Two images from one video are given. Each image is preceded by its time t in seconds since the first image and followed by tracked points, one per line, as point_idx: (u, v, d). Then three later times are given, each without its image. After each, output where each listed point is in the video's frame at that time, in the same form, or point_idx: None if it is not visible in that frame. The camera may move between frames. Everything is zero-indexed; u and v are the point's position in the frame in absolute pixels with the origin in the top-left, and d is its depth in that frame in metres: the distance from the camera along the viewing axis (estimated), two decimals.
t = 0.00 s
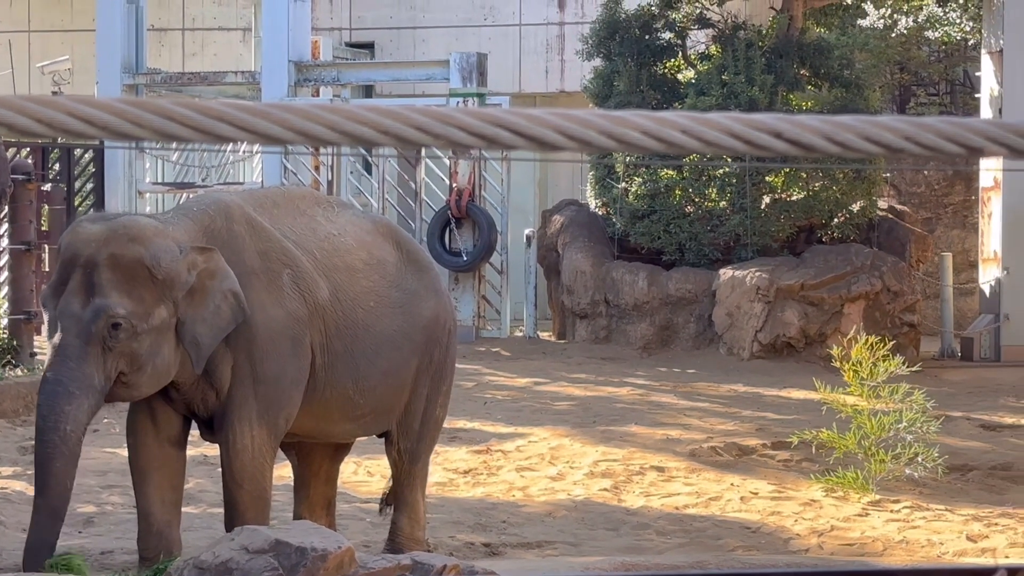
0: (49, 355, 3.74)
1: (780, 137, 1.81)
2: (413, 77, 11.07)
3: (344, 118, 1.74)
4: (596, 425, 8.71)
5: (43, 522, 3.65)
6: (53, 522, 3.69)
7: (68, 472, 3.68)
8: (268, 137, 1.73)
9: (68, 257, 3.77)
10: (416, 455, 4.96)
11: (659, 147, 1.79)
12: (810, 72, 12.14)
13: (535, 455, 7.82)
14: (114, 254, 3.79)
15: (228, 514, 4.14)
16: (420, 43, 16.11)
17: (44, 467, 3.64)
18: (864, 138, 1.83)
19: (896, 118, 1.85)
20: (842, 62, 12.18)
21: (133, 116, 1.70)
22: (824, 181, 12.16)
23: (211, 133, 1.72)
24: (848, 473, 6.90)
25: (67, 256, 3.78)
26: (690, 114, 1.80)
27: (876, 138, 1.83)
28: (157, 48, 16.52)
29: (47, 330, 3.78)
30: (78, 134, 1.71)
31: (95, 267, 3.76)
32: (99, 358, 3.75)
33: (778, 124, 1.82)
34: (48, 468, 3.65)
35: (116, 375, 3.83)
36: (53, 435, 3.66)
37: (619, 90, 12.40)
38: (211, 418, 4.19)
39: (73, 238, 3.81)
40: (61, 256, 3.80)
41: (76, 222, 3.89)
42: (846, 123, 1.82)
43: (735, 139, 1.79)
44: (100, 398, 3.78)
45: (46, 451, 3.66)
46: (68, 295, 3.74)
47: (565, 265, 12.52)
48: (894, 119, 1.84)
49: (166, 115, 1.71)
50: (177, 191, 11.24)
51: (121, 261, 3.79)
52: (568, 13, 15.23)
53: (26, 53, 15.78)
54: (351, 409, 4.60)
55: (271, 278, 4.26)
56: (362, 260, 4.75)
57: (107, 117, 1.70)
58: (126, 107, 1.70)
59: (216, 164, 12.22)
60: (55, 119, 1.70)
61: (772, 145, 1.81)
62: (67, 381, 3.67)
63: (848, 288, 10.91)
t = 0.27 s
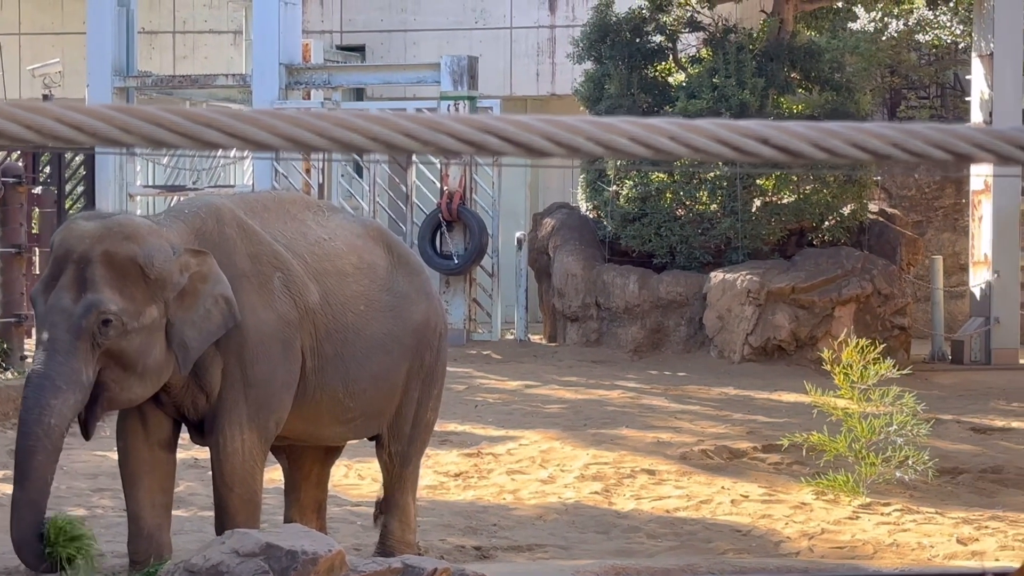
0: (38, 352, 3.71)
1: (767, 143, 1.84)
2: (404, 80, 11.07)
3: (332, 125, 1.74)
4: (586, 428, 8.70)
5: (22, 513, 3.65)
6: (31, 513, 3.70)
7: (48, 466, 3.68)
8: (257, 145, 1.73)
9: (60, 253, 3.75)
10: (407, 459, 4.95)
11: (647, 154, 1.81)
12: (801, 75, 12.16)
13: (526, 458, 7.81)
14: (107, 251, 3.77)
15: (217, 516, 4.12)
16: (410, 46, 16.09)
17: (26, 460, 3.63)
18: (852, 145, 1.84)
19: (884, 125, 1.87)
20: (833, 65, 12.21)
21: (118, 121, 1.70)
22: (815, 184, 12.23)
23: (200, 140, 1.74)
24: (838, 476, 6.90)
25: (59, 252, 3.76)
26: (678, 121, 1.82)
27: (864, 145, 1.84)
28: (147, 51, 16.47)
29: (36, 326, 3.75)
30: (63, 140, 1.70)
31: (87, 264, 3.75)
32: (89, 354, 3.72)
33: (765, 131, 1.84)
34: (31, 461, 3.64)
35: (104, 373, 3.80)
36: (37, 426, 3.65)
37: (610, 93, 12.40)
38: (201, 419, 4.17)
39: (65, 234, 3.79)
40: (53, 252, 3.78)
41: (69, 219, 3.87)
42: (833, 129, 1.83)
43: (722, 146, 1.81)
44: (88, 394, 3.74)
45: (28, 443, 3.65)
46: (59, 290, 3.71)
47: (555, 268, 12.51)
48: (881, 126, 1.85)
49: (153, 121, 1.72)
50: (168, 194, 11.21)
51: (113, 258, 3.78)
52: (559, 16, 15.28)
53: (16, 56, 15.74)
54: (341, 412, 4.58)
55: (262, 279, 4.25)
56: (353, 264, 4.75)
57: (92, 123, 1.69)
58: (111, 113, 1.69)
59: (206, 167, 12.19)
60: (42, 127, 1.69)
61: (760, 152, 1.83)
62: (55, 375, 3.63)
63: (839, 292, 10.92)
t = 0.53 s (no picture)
0: (34, 358, 3.69)
1: (758, 147, 1.83)
2: (399, 83, 11.06)
3: (325, 129, 1.74)
4: (581, 432, 8.70)
5: (27, 521, 3.64)
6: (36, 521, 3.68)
7: (49, 471, 3.65)
8: (250, 148, 1.74)
9: (55, 258, 3.75)
10: (401, 462, 4.94)
11: (639, 158, 1.81)
12: (795, 79, 12.16)
13: (520, 462, 7.81)
14: (103, 256, 3.77)
15: (212, 520, 4.11)
16: (405, 49, 16.12)
17: (24, 465, 3.60)
18: (842, 149, 1.83)
19: (876, 130, 1.86)
20: (827, 69, 12.22)
21: (111, 125, 1.72)
22: (809, 188, 12.27)
23: (195, 145, 1.74)
24: (833, 479, 6.90)
25: (54, 258, 3.75)
26: (669, 125, 1.82)
27: (855, 149, 1.84)
28: (142, 54, 16.47)
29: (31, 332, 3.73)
30: (58, 145, 1.73)
31: (83, 269, 3.74)
32: (86, 359, 3.71)
33: (757, 134, 1.84)
34: (29, 467, 3.61)
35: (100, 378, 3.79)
36: (35, 432, 3.61)
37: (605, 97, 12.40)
38: (196, 424, 4.17)
39: (60, 239, 3.78)
40: (48, 258, 3.77)
41: (63, 225, 3.87)
42: (825, 133, 1.83)
43: (713, 149, 1.80)
44: (85, 400, 3.73)
45: (27, 450, 3.62)
46: (55, 296, 3.71)
47: (549, 271, 12.51)
48: (872, 130, 1.85)
49: (146, 125, 1.73)
50: (162, 197, 11.20)
51: (109, 263, 3.77)
52: (554, 19, 15.23)
53: (10, 59, 15.71)
54: (336, 415, 4.58)
55: (256, 284, 4.25)
56: (347, 268, 4.74)
57: (86, 128, 1.72)
58: (104, 117, 1.72)
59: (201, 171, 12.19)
60: (36, 131, 1.73)
61: (751, 156, 1.83)
62: (53, 380, 3.61)
63: (833, 295, 10.95)
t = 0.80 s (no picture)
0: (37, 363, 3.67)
1: (763, 149, 1.83)
2: (399, 87, 11.07)
3: (330, 131, 1.76)
4: (581, 435, 8.70)
5: (37, 519, 3.59)
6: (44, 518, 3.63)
7: (54, 470, 3.60)
8: (252, 150, 1.76)
9: (59, 263, 3.74)
10: (402, 465, 4.95)
11: (643, 160, 1.82)
12: (795, 82, 12.16)
13: (521, 465, 7.80)
14: (107, 261, 3.77)
15: (213, 525, 4.11)
16: (404, 53, 16.15)
17: (28, 467, 3.54)
18: (844, 150, 1.84)
19: (881, 132, 1.86)
20: (827, 72, 12.22)
21: (114, 127, 1.74)
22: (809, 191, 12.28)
23: (196, 146, 1.76)
24: (833, 482, 6.90)
25: (57, 262, 3.74)
26: (674, 127, 1.83)
27: (859, 150, 1.84)
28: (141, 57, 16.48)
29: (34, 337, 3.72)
30: (61, 146, 1.74)
31: (86, 274, 3.74)
32: (90, 364, 3.71)
33: (762, 136, 1.85)
34: (33, 468, 3.56)
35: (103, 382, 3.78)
36: (40, 433, 3.58)
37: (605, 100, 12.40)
38: (197, 428, 4.16)
39: (63, 244, 3.78)
40: (50, 262, 3.76)
41: (66, 229, 3.86)
42: (830, 136, 1.83)
43: (717, 151, 1.81)
44: (88, 404, 3.72)
45: (30, 451, 3.56)
46: (59, 301, 3.70)
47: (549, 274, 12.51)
48: (877, 132, 1.85)
49: (149, 127, 1.75)
50: (162, 201, 11.20)
51: (113, 268, 3.77)
52: (554, 22, 15.21)
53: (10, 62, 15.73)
54: (336, 419, 4.58)
55: (257, 288, 4.25)
56: (347, 271, 4.75)
57: (90, 130, 1.73)
58: (108, 118, 1.73)
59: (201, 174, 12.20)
60: (39, 132, 1.74)
61: (755, 158, 1.83)
62: (57, 383, 3.60)
63: (833, 298, 10.93)
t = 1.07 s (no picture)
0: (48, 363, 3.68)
1: (780, 156, 1.86)
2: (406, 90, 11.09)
3: (350, 139, 1.78)
4: (589, 438, 8.71)
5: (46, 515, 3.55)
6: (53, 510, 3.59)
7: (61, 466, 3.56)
8: (269, 157, 1.77)
9: (71, 264, 3.76)
10: (410, 469, 4.96)
11: (660, 167, 1.84)
12: (801, 84, 12.15)
13: (529, 468, 7.81)
14: (119, 263, 3.79)
15: (222, 528, 4.13)
16: (411, 56, 16.22)
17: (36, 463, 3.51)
18: (862, 156, 1.85)
19: (898, 138, 1.88)
20: (834, 74, 12.22)
21: (135, 136, 1.76)
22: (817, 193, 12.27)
23: (215, 155, 1.77)
24: (841, 484, 6.90)
25: (70, 263, 3.77)
26: (691, 135, 1.84)
27: (876, 157, 1.86)
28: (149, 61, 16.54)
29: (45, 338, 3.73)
30: (80, 155, 1.76)
31: (99, 275, 3.76)
32: (101, 365, 3.72)
33: (781, 144, 1.86)
34: (39, 466, 3.52)
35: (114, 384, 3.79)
36: (49, 430, 3.55)
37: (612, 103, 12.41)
38: (205, 432, 4.18)
39: (75, 246, 3.80)
40: (63, 264, 3.78)
41: (78, 232, 3.88)
42: (847, 142, 1.84)
43: (734, 157, 1.84)
44: (99, 405, 3.72)
45: (38, 447, 3.53)
46: (71, 302, 3.72)
47: (557, 277, 12.52)
48: (892, 139, 1.87)
49: (170, 136, 1.77)
50: (170, 204, 11.22)
51: (126, 270, 3.79)
52: (560, 25, 15.23)
53: (17, 67, 15.76)
54: (344, 423, 4.59)
55: (266, 291, 4.27)
56: (354, 275, 4.76)
57: (111, 138, 1.75)
58: (130, 127, 1.75)
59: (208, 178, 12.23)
60: (58, 140, 1.74)
61: (772, 165, 1.85)
62: (68, 383, 3.61)
63: (840, 301, 10.93)
